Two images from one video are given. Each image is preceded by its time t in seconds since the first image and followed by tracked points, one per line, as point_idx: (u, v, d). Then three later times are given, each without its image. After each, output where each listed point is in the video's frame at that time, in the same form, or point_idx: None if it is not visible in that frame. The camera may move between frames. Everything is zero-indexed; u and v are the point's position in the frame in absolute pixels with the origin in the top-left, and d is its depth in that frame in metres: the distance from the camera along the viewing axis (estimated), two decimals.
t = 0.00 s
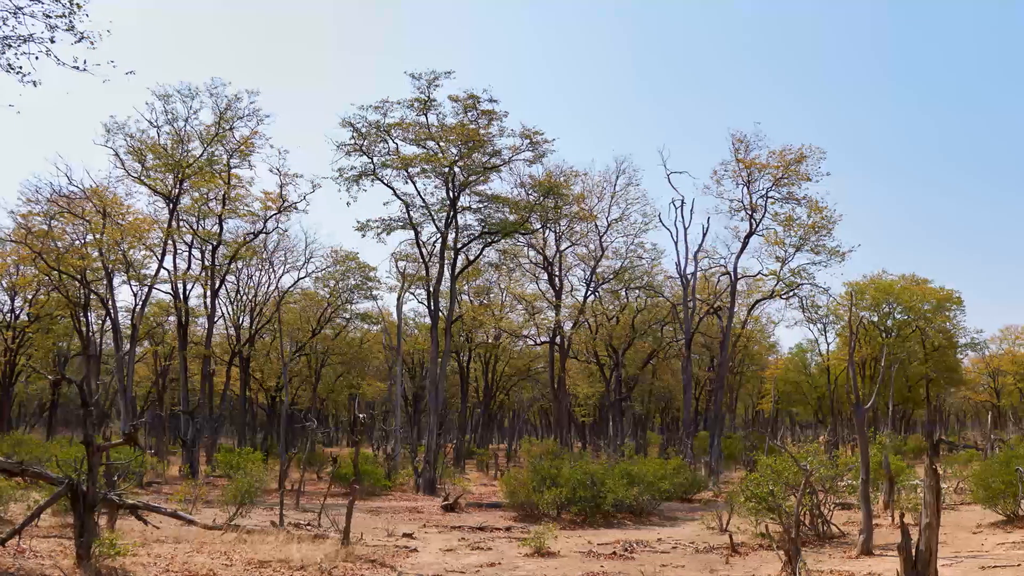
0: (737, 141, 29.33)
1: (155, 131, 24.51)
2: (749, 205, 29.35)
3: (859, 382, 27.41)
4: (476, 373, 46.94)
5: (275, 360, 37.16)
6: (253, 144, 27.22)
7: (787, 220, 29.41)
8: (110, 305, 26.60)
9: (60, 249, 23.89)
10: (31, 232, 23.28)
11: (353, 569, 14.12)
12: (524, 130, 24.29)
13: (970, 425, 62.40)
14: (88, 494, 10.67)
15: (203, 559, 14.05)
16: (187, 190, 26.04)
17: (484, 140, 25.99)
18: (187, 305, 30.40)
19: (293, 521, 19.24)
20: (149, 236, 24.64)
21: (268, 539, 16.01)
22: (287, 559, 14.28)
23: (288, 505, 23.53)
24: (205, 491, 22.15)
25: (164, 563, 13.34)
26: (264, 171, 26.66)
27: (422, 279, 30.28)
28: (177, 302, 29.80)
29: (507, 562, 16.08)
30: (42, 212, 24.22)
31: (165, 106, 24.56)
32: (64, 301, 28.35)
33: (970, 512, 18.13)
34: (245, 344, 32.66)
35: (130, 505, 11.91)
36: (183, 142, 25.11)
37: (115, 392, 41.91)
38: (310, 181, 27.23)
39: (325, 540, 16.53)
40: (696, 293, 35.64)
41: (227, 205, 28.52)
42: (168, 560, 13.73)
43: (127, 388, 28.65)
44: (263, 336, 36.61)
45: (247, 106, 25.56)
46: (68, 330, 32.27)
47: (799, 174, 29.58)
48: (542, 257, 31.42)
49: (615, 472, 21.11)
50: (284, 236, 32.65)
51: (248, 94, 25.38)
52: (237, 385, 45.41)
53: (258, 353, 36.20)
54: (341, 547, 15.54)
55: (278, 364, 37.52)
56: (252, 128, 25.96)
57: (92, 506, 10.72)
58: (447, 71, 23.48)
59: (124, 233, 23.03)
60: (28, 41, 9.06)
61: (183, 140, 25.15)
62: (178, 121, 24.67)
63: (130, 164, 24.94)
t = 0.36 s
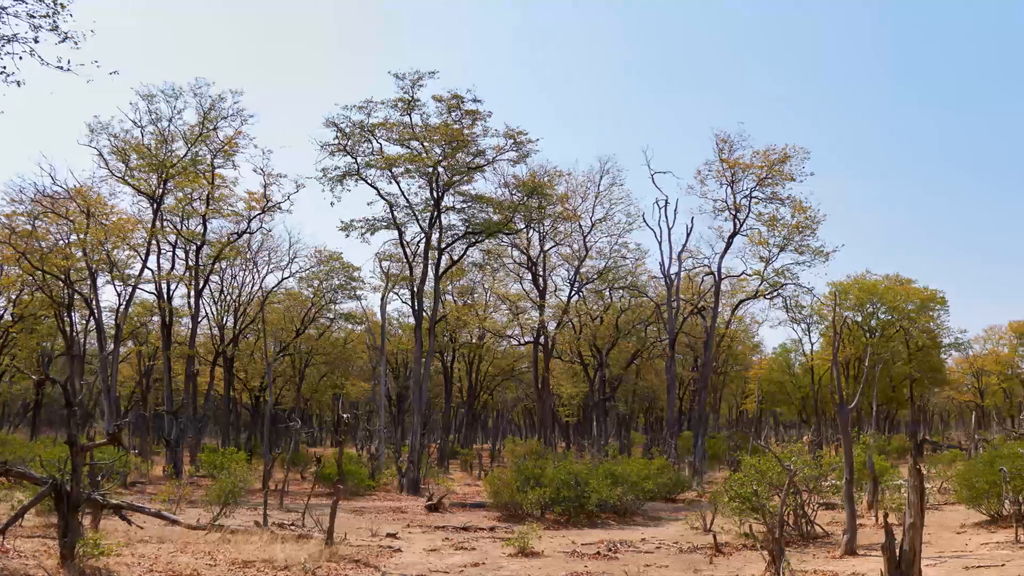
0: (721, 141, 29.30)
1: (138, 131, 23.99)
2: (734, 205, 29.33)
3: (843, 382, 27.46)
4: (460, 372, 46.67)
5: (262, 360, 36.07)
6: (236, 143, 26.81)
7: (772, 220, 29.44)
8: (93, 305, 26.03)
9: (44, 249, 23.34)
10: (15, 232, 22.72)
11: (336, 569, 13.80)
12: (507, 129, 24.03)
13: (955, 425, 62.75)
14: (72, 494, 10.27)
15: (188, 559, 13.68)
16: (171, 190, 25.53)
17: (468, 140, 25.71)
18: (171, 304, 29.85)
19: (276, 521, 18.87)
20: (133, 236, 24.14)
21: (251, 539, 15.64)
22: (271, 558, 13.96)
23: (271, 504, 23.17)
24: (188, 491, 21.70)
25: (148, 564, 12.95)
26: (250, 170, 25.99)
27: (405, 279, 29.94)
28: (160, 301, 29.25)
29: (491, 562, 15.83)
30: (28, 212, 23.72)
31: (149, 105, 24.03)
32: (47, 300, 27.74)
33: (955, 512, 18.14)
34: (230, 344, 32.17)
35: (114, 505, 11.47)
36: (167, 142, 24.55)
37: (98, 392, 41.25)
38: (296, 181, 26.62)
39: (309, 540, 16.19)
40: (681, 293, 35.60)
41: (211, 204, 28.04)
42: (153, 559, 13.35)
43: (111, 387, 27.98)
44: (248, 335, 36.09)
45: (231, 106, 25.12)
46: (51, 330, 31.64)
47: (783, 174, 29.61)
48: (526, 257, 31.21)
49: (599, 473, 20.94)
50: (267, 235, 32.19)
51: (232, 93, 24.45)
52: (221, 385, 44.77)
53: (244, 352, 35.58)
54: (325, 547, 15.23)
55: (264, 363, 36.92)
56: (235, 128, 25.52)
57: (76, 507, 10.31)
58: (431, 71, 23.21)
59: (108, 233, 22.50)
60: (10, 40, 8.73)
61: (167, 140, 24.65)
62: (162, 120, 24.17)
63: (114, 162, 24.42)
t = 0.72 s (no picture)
0: (705, 141, 29.25)
1: (123, 131, 23.48)
2: (718, 205, 29.27)
3: (827, 382, 27.51)
4: (444, 371, 46.39)
5: (245, 359, 35.76)
6: (220, 143, 26.39)
7: (755, 220, 29.43)
8: (77, 305, 25.45)
9: (29, 249, 22.74)
10: None
11: (319, 569, 13.49)
12: (490, 129, 23.81)
13: (939, 425, 63.11)
14: (56, 493, 9.90)
15: (171, 559, 13.32)
16: (156, 190, 25.02)
17: (451, 140, 25.44)
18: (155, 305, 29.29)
19: (260, 520, 18.53)
20: (117, 236, 23.62)
21: (234, 539, 15.29)
22: (255, 558, 13.64)
23: (253, 504, 22.78)
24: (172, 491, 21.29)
25: (132, 564, 12.58)
26: (235, 171, 25.80)
27: (389, 279, 29.60)
28: (144, 301, 28.69)
29: (475, 562, 15.58)
30: (9, 211, 23.07)
31: (133, 105, 23.52)
32: (31, 301, 27.16)
33: (939, 512, 18.14)
34: (213, 344, 31.69)
35: (98, 505, 11.08)
36: (150, 142, 24.03)
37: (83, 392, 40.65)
38: (280, 181, 26.12)
39: (292, 540, 15.88)
40: (665, 293, 35.53)
41: (196, 204, 27.55)
42: (137, 559, 12.98)
43: (95, 387, 27.36)
44: (232, 334, 35.61)
45: (215, 105, 24.69)
46: (32, 330, 31.04)
47: (767, 174, 29.63)
48: (510, 257, 30.98)
49: (582, 472, 20.76)
50: (251, 235, 31.74)
51: (217, 91, 24.29)
52: (206, 385, 44.17)
53: (227, 352, 35.03)
54: (309, 547, 14.91)
55: (248, 363, 36.38)
56: (219, 128, 25.07)
57: (60, 506, 9.94)
58: (415, 71, 22.93)
59: (92, 233, 21.95)
60: None
61: (151, 140, 24.16)
62: (146, 120, 23.67)
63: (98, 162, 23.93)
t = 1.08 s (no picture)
0: (689, 141, 29.22)
1: (106, 131, 23.00)
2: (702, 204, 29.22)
3: (811, 382, 27.57)
4: (429, 371, 46.11)
5: (229, 359, 35.33)
6: (204, 143, 25.96)
7: (740, 220, 29.41)
8: (60, 305, 24.93)
9: (11, 249, 22.17)
10: None
11: (303, 569, 13.18)
12: (474, 129, 23.59)
13: (921, 425, 63.59)
14: (40, 494, 9.58)
15: (155, 559, 12.96)
16: (140, 190, 24.51)
17: (436, 140, 25.17)
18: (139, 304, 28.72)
19: (243, 521, 18.16)
20: (102, 235, 23.09)
21: (219, 539, 14.92)
22: (239, 558, 13.31)
23: (233, 504, 22.36)
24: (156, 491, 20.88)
25: (116, 564, 12.22)
26: (218, 171, 25.47)
27: (373, 279, 29.25)
28: (128, 301, 28.11)
29: (459, 562, 15.34)
30: None
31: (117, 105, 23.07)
32: (13, 300, 26.53)
33: (923, 511, 18.15)
34: (196, 344, 31.18)
35: (82, 505, 10.80)
36: (134, 142, 23.53)
37: (67, 392, 40.08)
38: (264, 180, 25.69)
39: (276, 540, 15.54)
40: (649, 293, 35.47)
41: (179, 204, 27.07)
42: (122, 559, 12.61)
43: (80, 386, 26.73)
44: (215, 336, 35.09)
45: (199, 105, 24.25)
46: (16, 329, 30.44)
47: (751, 174, 29.63)
48: (494, 257, 30.75)
49: (566, 472, 20.55)
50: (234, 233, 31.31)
51: (199, 93, 24.32)
52: (190, 385, 43.57)
53: (211, 353, 34.52)
54: (293, 547, 14.58)
55: (230, 362, 35.85)
56: (203, 129, 24.59)
57: (44, 507, 9.62)
58: (400, 71, 22.66)
59: (77, 233, 21.37)
60: None
61: (135, 140, 23.68)
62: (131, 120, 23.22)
63: (80, 159, 23.39)
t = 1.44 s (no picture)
0: (674, 140, 29.13)
1: (90, 131, 22.50)
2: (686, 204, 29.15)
3: (795, 381, 27.60)
4: (413, 371, 45.79)
5: (213, 359, 34.90)
6: (188, 144, 25.48)
7: (723, 221, 29.38)
8: (43, 306, 24.40)
9: None
10: None
11: (287, 569, 12.87)
12: (459, 129, 23.35)
13: (904, 425, 64.00)
14: (24, 493, 9.17)
15: (139, 559, 12.61)
16: (124, 190, 24.00)
17: (420, 140, 24.89)
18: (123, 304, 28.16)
19: (227, 521, 17.78)
20: (86, 236, 22.56)
21: (204, 539, 14.59)
22: (223, 558, 12.98)
23: (216, 504, 21.97)
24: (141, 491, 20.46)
25: (100, 565, 11.90)
26: (200, 171, 24.92)
27: (357, 279, 28.91)
28: (111, 301, 27.54)
29: (443, 562, 15.10)
30: None
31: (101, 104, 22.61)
32: None
33: (907, 512, 18.16)
34: (179, 344, 30.68)
35: (65, 505, 10.49)
36: (119, 143, 23.06)
37: (51, 392, 39.48)
38: (249, 180, 25.24)
39: (260, 540, 15.21)
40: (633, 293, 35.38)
41: (163, 204, 26.56)
42: (106, 559, 12.27)
43: (63, 386, 26.14)
44: (199, 336, 34.60)
45: (184, 105, 23.80)
46: None
47: (735, 174, 29.61)
48: (478, 257, 30.50)
49: (550, 472, 20.33)
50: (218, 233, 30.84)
51: (185, 93, 23.76)
52: (175, 385, 42.95)
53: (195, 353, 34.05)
54: (277, 547, 14.26)
55: (214, 361, 35.33)
56: (187, 129, 24.07)
57: (28, 506, 9.21)
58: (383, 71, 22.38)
59: (61, 234, 20.84)
60: None
61: (120, 140, 23.17)
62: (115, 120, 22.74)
63: (64, 159, 22.80)
